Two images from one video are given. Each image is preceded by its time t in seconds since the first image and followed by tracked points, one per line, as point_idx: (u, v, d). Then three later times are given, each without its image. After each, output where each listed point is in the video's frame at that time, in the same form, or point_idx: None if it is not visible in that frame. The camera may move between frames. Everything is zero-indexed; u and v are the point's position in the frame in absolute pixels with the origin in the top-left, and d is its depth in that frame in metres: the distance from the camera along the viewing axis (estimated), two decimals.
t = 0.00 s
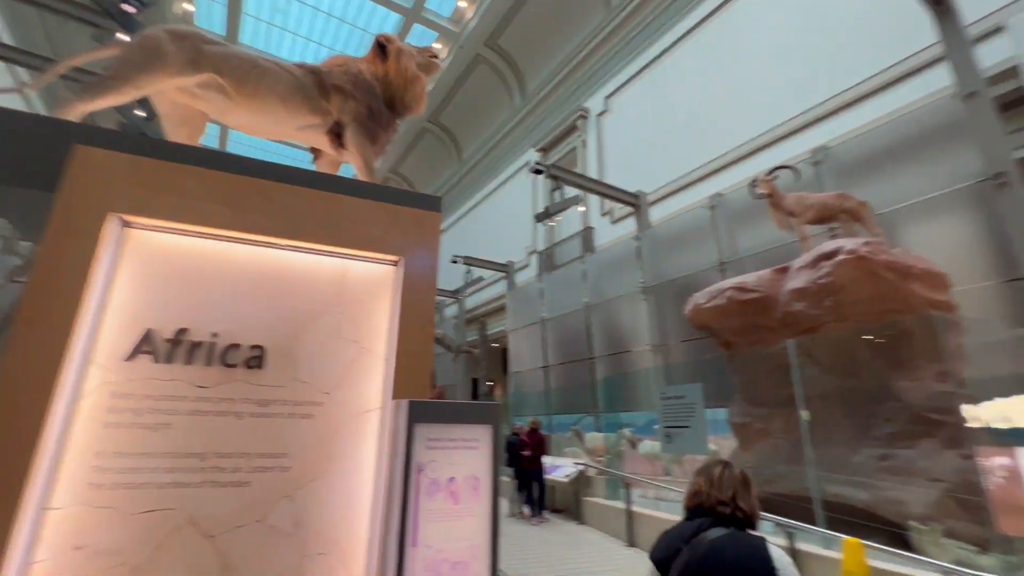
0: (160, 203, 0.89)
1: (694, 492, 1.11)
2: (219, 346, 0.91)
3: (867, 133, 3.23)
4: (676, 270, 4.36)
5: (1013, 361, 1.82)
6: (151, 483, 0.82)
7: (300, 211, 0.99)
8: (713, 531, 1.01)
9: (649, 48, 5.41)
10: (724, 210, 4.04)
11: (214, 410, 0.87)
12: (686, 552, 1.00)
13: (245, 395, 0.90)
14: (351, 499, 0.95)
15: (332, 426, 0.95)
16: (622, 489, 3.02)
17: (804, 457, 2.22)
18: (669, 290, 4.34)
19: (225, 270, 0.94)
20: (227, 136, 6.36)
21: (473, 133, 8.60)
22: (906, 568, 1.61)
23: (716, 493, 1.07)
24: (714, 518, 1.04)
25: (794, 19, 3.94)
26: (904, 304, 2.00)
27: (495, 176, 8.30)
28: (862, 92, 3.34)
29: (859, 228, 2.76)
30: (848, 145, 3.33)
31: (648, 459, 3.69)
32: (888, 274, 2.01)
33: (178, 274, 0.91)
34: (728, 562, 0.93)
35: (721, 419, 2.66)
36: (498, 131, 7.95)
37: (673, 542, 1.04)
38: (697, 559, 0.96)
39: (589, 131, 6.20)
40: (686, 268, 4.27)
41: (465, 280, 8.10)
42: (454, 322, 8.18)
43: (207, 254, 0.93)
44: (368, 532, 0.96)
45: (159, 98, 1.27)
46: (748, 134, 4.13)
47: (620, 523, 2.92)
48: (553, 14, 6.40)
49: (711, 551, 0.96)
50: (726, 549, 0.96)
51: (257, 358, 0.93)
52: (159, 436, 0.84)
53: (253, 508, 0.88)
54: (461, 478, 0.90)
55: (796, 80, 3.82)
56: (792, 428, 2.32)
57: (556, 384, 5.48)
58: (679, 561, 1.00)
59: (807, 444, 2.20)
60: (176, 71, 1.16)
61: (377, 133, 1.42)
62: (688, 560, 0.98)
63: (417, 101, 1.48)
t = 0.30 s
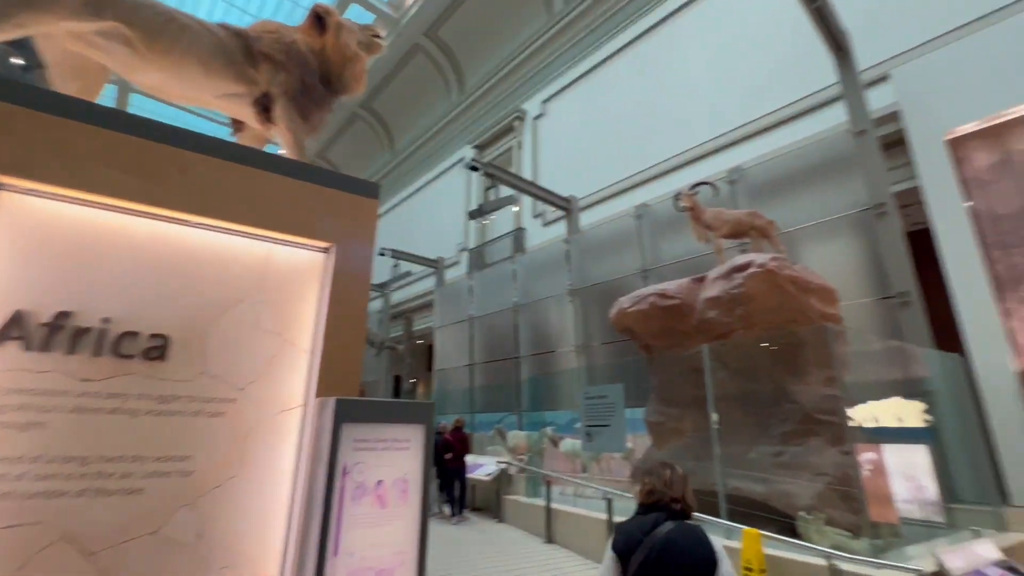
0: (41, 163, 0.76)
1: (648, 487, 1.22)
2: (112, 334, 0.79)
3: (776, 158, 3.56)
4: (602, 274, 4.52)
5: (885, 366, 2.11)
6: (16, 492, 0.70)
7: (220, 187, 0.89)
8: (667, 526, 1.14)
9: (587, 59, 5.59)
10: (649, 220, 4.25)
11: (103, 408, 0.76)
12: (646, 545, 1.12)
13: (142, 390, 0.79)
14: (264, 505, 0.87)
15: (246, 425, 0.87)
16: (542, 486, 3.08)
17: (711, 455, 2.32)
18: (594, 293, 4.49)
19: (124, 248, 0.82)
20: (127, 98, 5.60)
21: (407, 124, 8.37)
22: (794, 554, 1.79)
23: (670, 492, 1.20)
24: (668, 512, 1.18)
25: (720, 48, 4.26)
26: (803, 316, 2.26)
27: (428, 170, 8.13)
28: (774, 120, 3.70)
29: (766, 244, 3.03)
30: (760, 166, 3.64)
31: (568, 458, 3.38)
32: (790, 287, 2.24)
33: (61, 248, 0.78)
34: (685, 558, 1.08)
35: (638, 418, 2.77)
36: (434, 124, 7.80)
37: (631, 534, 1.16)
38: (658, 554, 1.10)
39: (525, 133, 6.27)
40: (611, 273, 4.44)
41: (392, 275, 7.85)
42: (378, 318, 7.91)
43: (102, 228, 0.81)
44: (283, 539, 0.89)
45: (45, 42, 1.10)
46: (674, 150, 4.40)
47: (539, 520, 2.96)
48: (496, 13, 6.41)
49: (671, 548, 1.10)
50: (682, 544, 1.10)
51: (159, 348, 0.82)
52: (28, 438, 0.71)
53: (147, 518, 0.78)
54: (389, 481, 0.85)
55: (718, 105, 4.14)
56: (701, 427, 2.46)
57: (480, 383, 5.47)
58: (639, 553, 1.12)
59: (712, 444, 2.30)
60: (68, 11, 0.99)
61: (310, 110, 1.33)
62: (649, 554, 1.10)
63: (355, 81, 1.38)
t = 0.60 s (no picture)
0: None
1: (583, 469, 1.24)
2: None
3: (703, 174, 3.79)
4: (537, 275, 4.58)
5: (790, 371, 2.27)
6: None
7: (127, 151, 0.79)
8: (605, 506, 1.18)
9: (531, 62, 5.66)
10: (584, 225, 4.37)
11: None
12: (587, 527, 1.14)
13: (15, 381, 0.68)
14: (164, 512, 0.78)
15: (147, 422, 0.78)
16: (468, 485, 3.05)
17: (633, 452, 2.42)
18: (529, 294, 4.54)
19: None
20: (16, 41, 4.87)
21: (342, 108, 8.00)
22: (704, 546, 1.90)
23: (599, 474, 1.25)
24: (601, 492, 1.22)
25: (658, 66, 4.49)
26: (722, 322, 2.41)
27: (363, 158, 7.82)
28: (702, 138, 3.98)
29: (692, 254, 3.19)
30: (688, 181, 3.86)
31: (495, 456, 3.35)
32: (711, 296, 2.37)
33: None
34: (619, 537, 1.15)
35: (566, 417, 2.82)
36: (372, 111, 7.52)
37: (572, 514, 1.16)
38: (598, 536, 1.13)
39: (466, 129, 6.22)
40: (546, 274, 4.51)
41: (319, 265, 7.47)
42: (302, 309, 7.49)
43: None
44: (185, 547, 0.80)
45: None
46: (610, 159, 4.57)
47: (464, 519, 2.94)
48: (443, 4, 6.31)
49: (609, 529, 1.14)
50: (616, 524, 1.16)
51: (40, 333, 0.70)
52: None
53: (17, 530, 0.67)
54: (311, 482, 0.80)
55: (654, 120, 4.36)
56: (624, 426, 2.54)
57: (410, 380, 5.35)
58: (579, 534, 1.14)
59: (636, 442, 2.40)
60: None
61: (239, 78, 1.21)
62: (590, 535, 1.13)
63: (293, 52, 1.29)
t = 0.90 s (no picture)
0: None
1: (480, 468, 1.34)
2: None
3: (636, 181, 3.94)
4: (471, 271, 4.54)
5: (705, 372, 2.41)
6: None
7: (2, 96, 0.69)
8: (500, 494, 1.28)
9: (476, 56, 5.61)
10: (521, 223, 4.39)
11: None
12: (485, 517, 1.23)
13: None
14: (25, 514, 0.69)
15: (9, 410, 0.68)
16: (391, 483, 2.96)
17: (558, 448, 2.45)
18: (462, 289, 4.49)
19: None
20: None
21: (271, 82, 7.48)
22: (622, 539, 1.96)
23: (494, 471, 1.36)
24: (497, 487, 1.32)
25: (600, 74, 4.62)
26: (645, 322, 2.50)
27: (292, 138, 7.36)
28: (636, 146, 4.18)
29: (623, 258, 3.28)
30: (622, 187, 4.00)
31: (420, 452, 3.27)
32: (639, 297, 2.46)
33: None
34: (517, 524, 1.22)
35: (495, 413, 2.81)
36: (304, 89, 7.11)
37: (470, 509, 1.25)
38: (495, 524, 1.21)
39: (406, 118, 6.04)
40: (480, 270, 4.48)
41: (237, 248, 6.93)
42: (214, 295, 6.90)
43: None
44: (50, 553, 0.71)
45: None
46: (550, 161, 4.65)
47: (385, 517, 2.84)
48: None
49: (505, 517, 1.22)
50: (513, 512, 1.25)
51: None
52: None
53: None
54: (212, 480, 0.72)
55: (593, 127, 4.49)
56: (551, 422, 2.57)
57: (333, 374, 5.10)
58: (478, 526, 1.22)
59: (562, 438, 2.43)
60: None
61: (146, 27, 1.07)
62: (491, 523, 1.21)
63: (217, 7, 1.11)
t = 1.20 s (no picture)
0: None
1: (378, 451, 1.30)
2: None
3: (573, 183, 4.00)
4: (403, 263, 4.40)
5: (630, 372, 2.49)
6: None
7: None
8: (397, 484, 1.26)
9: (419, 43, 5.47)
10: (458, 217, 4.32)
11: None
12: (381, 500, 1.21)
13: None
14: None
15: None
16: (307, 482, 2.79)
17: (485, 445, 2.41)
18: (393, 281, 4.34)
19: None
20: None
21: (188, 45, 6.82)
22: (545, 536, 1.96)
23: (393, 454, 1.32)
24: (394, 472, 1.29)
25: (544, 76, 4.67)
26: (576, 321, 2.52)
27: (210, 108, 6.75)
28: (575, 150, 4.25)
29: (557, 257, 3.30)
30: (559, 187, 4.05)
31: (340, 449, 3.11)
32: (571, 296, 2.49)
33: None
34: (411, 507, 1.24)
35: (422, 410, 2.71)
36: (228, 56, 6.56)
37: (366, 489, 1.22)
38: (390, 508, 1.21)
39: (341, 99, 5.76)
40: (413, 263, 4.36)
41: (139, 225, 6.24)
42: (109, 275, 6.17)
43: None
44: None
45: None
46: (490, 157, 4.63)
47: (298, 519, 2.66)
48: None
49: (401, 501, 1.23)
50: (408, 494, 1.26)
51: None
52: None
53: None
54: (77, 482, 0.61)
55: (534, 126, 4.52)
56: (478, 419, 2.52)
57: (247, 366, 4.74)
58: (372, 507, 1.20)
59: (489, 435, 2.40)
60: None
61: None
62: (384, 511, 1.20)
63: None
